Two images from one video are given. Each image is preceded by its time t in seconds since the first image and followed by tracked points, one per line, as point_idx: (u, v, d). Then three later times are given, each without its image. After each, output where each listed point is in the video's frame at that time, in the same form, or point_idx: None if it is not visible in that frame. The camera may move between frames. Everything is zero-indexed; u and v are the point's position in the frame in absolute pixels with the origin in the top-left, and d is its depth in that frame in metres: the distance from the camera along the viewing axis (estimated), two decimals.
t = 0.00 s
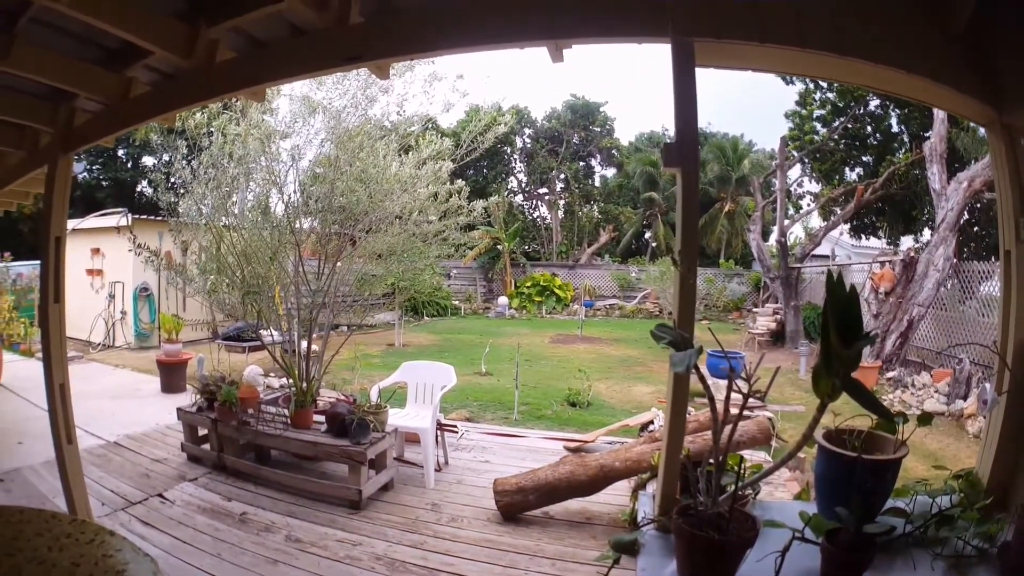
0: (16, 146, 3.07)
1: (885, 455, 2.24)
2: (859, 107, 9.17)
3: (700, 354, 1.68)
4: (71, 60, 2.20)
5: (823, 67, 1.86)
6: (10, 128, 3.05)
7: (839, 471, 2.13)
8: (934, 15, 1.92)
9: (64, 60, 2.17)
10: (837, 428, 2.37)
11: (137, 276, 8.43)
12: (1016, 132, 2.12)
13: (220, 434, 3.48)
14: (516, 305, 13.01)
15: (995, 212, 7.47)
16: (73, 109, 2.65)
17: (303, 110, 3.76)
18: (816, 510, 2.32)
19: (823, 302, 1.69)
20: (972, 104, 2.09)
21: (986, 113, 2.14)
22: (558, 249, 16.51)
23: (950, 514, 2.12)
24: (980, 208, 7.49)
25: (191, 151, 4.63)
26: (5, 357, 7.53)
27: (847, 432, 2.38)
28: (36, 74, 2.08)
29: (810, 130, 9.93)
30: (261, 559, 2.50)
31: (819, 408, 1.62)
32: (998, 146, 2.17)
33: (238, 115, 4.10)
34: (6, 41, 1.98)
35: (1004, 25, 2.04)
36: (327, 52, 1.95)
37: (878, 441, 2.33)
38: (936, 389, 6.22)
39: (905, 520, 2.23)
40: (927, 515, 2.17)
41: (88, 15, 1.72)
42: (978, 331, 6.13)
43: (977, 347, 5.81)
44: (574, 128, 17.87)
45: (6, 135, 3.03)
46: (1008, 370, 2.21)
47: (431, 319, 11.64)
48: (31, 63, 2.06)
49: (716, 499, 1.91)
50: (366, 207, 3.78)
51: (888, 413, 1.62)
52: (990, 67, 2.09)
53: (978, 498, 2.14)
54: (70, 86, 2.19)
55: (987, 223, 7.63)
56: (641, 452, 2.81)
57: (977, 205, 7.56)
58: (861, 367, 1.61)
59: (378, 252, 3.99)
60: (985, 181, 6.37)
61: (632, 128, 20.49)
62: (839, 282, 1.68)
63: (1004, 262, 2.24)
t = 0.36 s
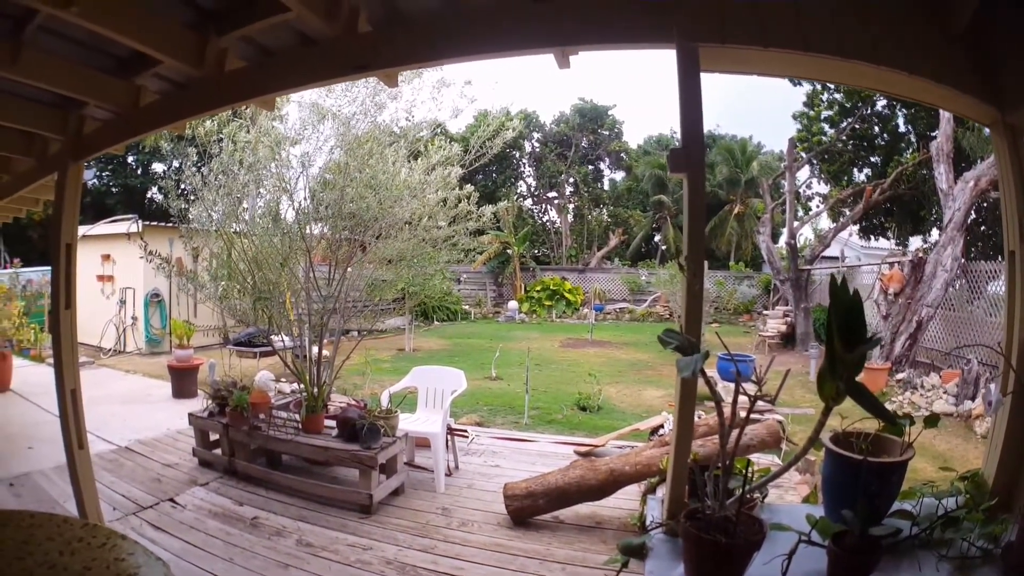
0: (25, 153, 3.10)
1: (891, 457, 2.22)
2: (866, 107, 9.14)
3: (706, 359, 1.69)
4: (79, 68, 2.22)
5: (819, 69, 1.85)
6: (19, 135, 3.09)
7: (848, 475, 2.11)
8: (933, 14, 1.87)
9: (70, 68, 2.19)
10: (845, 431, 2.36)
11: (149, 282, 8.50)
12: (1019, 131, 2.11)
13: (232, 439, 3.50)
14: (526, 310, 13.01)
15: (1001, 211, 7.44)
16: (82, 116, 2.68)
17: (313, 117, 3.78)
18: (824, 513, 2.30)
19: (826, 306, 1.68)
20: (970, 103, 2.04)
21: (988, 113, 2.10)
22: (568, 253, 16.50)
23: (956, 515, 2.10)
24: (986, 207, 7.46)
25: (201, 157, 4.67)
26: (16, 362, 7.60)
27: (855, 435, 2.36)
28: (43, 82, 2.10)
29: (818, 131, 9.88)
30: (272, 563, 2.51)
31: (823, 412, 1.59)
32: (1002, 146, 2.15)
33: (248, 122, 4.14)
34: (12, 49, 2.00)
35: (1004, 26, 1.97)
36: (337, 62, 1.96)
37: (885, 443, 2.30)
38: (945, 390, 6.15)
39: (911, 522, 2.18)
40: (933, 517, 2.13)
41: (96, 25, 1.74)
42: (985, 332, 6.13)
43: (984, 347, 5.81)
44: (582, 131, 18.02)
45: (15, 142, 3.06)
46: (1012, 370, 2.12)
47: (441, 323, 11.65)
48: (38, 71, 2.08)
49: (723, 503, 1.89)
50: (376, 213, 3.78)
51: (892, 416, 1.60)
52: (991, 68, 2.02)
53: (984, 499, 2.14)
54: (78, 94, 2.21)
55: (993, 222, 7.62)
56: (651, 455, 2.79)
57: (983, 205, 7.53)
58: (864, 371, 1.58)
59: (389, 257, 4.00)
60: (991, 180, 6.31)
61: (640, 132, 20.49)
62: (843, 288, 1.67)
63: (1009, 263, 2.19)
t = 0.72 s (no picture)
0: (37, 159, 3.13)
1: (898, 462, 2.19)
2: (877, 110, 9.09)
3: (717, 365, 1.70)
4: (91, 75, 2.24)
5: (826, 74, 1.82)
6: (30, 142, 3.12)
7: (857, 478, 2.08)
8: (934, 19, 1.89)
9: (82, 75, 2.22)
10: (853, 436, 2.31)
11: (162, 287, 8.58)
12: None
13: (245, 443, 3.52)
14: (539, 315, 13.00)
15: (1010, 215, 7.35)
16: (95, 123, 2.71)
17: (325, 123, 3.81)
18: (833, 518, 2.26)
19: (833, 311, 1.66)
20: (974, 107, 2.02)
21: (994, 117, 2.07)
22: (580, 258, 16.48)
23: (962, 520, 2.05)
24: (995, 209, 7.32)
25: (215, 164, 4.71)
26: (28, 367, 7.67)
27: (864, 440, 2.32)
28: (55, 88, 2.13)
29: (829, 134, 9.83)
30: (284, 566, 2.51)
31: (831, 417, 1.59)
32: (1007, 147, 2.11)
33: (261, 130, 4.19)
34: (23, 56, 2.03)
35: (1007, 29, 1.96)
36: (350, 70, 1.97)
37: (895, 448, 2.27)
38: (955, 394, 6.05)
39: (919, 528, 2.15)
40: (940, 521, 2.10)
41: (108, 33, 1.76)
42: (995, 335, 6.04)
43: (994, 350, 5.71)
44: (594, 137, 17.84)
45: (25, 148, 3.08)
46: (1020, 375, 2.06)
47: (453, 329, 11.66)
48: (49, 79, 2.11)
49: (733, 508, 1.90)
50: (389, 220, 3.79)
51: (894, 421, 1.63)
52: (996, 73, 2.02)
53: (990, 503, 2.08)
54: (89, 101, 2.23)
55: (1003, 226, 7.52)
56: (664, 461, 2.76)
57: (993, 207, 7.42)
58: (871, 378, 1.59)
59: (401, 263, 4.01)
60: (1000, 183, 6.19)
61: (652, 136, 20.46)
62: (851, 296, 1.65)
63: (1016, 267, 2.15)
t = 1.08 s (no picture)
0: (51, 163, 3.17)
1: (908, 467, 2.18)
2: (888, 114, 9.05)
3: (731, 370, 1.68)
4: (104, 79, 2.26)
5: (832, 80, 1.82)
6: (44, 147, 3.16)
7: (866, 483, 2.07)
8: (940, 21, 1.88)
9: (95, 79, 2.24)
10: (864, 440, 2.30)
11: (177, 290, 8.68)
12: None
13: (260, 445, 3.54)
14: (551, 319, 13.00)
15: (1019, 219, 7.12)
16: (111, 128, 2.74)
17: (339, 129, 3.84)
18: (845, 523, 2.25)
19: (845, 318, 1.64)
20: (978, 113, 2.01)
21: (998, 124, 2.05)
22: (593, 262, 16.49)
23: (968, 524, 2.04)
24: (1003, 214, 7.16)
25: (230, 168, 4.77)
26: (41, 369, 7.77)
27: (874, 445, 2.29)
28: (69, 93, 2.15)
29: (841, 138, 9.78)
30: (298, 567, 2.52)
31: (843, 424, 1.56)
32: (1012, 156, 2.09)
33: (276, 135, 4.23)
34: (36, 61, 2.05)
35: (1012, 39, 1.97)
36: (367, 78, 1.99)
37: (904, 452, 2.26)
38: (965, 400, 5.94)
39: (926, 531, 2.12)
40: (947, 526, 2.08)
41: (123, 40, 1.78)
42: (1002, 340, 5.89)
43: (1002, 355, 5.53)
44: (607, 140, 18.00)
45: (40, 152, 3.12)
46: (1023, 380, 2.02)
47: (466, 333, 11.69)
48: (63, 83, 2.13)
49: (745, 510, 1.88)
50: (403, 224, 3.82)
51: (909, 429, 1.58)
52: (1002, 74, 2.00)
53: (996, 508, 2.03)
54: (102, 105, 2.25)
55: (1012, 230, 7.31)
56: (676, 465, 2.74)
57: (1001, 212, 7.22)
58: (882, 384, 1.57)
59: (415, 267, 4.02)
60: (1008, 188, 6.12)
61: (664, 140, 20.42)
62: (862, 304, 1.64)
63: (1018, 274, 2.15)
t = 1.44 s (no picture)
0: (70, 166, 3.21)
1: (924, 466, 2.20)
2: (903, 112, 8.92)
3: (752, 371, 1.68)
4: (123, 83, 2.29)
5: (845, 82, 1.81)
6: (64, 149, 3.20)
7: (882, 483, 2.10)
8: (956, 22, 1.84)
9: (114, 83, 2.26)
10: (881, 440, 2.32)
11: (197, 292, 8.78)
12: None
13: (281, 445, 3.57)
14: (570, 320, 12.96)
15: None
16: (131, 132, 2.78)
17: (358, 132, 3.85)
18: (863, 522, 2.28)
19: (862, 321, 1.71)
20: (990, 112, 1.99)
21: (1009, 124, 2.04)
22: (612, 263, 16.46)
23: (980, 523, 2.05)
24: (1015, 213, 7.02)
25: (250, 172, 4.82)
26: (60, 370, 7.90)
27: (891, 444, 2.31)
28: (88, 97, 2.17)
29: (856, 137, 9.65)
30: (319, 567, 2.54)
31: (860, 422, 1.63)
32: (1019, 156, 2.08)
33: (296, 138, 4.27)
34: (55, 65, 2.08)
35: None
36: (388, 83, 2.00)
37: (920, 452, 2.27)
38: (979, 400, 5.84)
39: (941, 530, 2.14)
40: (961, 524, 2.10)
41: (142, 44, 1.80)
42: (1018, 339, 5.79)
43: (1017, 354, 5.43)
44: (624, 140, 17.92)
45: (60, 155, 3.16)
46: None
47: (484, 334, 11.69)
48: (82, 87, 2.15)
49: (765, 510, 1.95)
50: (423, 226, 3.83)
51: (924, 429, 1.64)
52: (1007, 72, 1.97)
53: (1008, 506, 2.03)
54: (122, 110, 2.28)
55: None
56: (696, 466, 2.71)
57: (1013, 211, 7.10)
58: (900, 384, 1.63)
59: (434, 268, 4.04)
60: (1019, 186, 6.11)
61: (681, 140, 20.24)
62: (876, 303, 1.73)
63: None
